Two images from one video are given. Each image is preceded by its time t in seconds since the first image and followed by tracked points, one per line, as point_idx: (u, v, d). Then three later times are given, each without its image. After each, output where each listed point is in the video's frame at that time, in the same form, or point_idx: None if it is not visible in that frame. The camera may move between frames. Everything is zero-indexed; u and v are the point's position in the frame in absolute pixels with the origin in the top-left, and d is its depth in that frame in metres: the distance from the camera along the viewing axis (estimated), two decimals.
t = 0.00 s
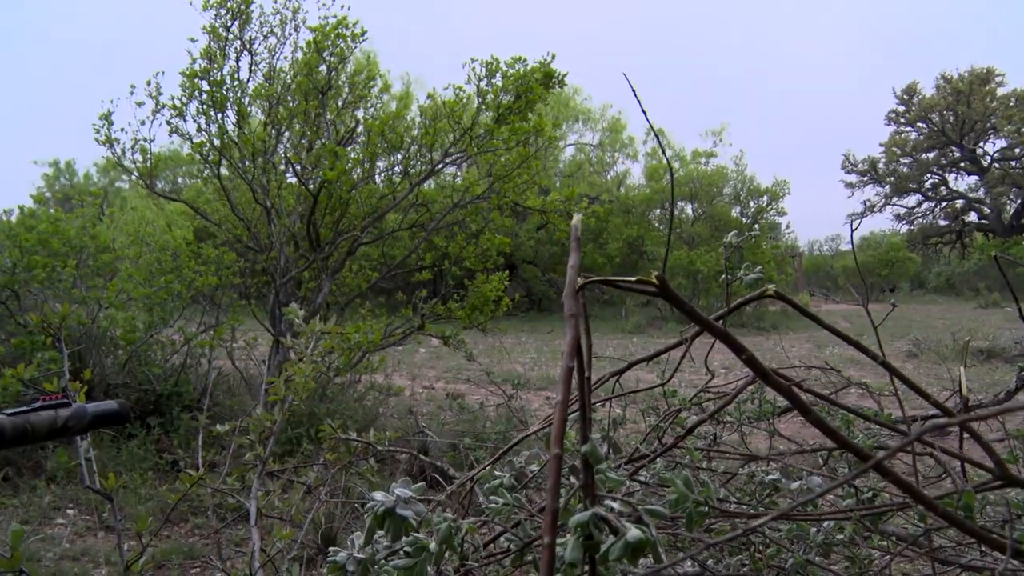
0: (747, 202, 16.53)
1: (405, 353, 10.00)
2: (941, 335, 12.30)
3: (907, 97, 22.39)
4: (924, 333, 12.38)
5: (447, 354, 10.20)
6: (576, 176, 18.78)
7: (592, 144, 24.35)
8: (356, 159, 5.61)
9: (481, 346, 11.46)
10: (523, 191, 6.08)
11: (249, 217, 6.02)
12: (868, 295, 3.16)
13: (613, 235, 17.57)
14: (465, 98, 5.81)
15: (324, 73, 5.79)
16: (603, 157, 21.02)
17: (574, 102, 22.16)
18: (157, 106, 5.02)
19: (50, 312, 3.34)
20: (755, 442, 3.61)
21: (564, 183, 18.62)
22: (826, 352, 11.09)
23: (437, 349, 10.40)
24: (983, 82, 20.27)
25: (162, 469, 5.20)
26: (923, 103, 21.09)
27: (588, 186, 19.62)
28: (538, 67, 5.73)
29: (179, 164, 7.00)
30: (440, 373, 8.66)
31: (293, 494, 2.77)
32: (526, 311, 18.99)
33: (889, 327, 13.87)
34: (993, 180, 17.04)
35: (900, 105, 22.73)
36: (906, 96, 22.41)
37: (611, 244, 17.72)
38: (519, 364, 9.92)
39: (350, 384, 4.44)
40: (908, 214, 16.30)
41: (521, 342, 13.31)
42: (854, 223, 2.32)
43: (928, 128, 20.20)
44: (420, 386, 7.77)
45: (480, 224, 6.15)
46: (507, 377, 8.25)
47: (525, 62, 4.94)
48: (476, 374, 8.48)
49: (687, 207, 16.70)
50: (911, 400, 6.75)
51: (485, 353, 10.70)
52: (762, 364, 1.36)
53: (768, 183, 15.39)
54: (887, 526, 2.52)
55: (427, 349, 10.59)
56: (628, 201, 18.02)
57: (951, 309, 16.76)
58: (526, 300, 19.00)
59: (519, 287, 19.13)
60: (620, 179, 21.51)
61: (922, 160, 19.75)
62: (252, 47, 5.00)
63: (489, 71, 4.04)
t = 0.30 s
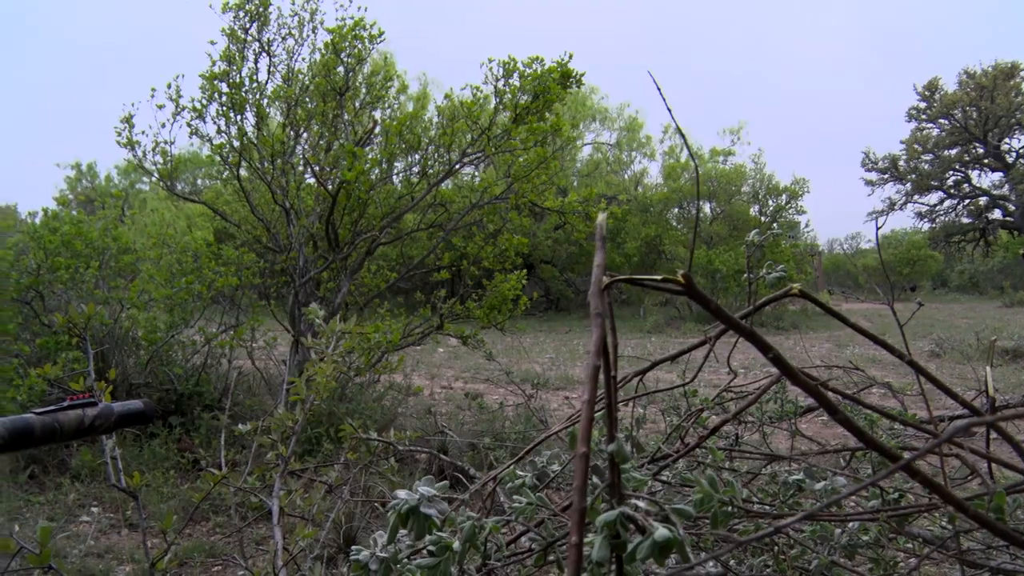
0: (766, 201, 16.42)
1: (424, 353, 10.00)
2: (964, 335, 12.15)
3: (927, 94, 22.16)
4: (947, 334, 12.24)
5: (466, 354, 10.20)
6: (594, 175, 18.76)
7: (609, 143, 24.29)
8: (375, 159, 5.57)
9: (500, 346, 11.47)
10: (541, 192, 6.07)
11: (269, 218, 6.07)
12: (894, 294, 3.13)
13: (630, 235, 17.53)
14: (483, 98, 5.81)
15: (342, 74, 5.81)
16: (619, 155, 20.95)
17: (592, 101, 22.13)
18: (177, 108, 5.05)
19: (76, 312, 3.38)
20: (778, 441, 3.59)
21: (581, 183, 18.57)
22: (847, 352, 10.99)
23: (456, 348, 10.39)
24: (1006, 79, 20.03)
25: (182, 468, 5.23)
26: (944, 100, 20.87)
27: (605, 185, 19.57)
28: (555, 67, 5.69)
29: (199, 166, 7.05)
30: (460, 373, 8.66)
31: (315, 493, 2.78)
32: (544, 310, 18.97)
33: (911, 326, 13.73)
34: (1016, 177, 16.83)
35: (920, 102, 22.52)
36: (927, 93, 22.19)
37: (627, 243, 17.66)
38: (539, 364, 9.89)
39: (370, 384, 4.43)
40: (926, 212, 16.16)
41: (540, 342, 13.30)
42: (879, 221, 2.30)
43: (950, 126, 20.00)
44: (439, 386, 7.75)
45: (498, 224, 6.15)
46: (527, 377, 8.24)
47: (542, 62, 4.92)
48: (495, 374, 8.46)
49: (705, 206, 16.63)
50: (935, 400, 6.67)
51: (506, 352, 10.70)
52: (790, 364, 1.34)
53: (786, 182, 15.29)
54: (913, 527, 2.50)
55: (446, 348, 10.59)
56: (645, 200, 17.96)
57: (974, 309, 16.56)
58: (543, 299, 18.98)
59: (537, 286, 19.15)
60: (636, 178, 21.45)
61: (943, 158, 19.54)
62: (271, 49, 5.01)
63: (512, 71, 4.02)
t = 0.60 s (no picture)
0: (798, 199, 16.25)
1: (455, 353, 10.04)
2: (1004, 335, 11.92)
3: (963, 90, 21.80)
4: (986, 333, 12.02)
5: (498, 354, 10.21)
6: (625, 174, 18.72)
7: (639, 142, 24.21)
8: (407, 160, 5.67)
9: (532, 346, 11.47)
10: (572, 191, 6.08)
11: (302, 219, 6.16)
12: (932, 293, 3.10)
13: (660, 234, 17.48)
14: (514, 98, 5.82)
15: (374, 76, 5.85)
16: (652, 156, 21.25)
17: (622, 100, 22.08)
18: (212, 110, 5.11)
19: (115, 313, 3.43)
20: (814, 441, 3.56)
21: (612, 182, 18.56)
22: (883, 351, 10.84)
23: (487, 349, 10.42)
24: None
25: (217, 467, 5.28)
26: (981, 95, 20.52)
27: (636, 184, 19.58)
28: (586, 66, 5.73)
29: (230, 168, 7.14)
30: (491, 373, 8.67)
31: (350, 493, 2.79)
32: (574, 310, 18.98)
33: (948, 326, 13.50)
34: None
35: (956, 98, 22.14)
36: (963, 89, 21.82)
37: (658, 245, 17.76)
38: (569, 364, 9.89)
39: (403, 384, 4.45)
40: (963, 209, 15.89)
41: (571, 341, 13.31)
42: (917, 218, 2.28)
43: (987, 121, 19.64)
44: (471, 386, 7.77)
45: (530, 224, 6.16)
46: (559, 376, 8.23)
47: (572, 62, 4.94)
48: (526, 374, 8.47)
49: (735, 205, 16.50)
50: (973, 401, 6.59)
51: (538, 352, 10.69)
52: (832, 363, 1.34)
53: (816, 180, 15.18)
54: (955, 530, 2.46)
55: (477, 348, 10.61)
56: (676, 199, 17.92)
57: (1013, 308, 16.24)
58: (574, 299, 19.03)
59: (567, 286, 19.16)
60: (665, 176, 21.40)
61: (981, 154, 19.19)
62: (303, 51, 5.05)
63: (543, 71, 4.04)
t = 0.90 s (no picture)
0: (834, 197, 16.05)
1: (491, 353, 10.07)
2: None
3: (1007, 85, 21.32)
4: None
5: (532, 354, 10.22)
6: (659, 174, 18.64)
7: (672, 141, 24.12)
8: (443, 160, 5.66)
9: (567, 346, 11.48)
10: (608, 191, 6.06)
11: (338, 220, 6.24)
12: (978, 291, 3.05)
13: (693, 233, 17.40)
14: (549, 98, 5.81)
15: (408, 77, 5.89)
16: (686, 154, 21.20)
17: (656, 99, 21.99)
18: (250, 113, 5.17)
19: (158, 314, 3.49)
20: (855, 441, 3.52)
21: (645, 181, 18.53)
22: (923, 351, 10.67)
23: (521, 349, 10.43)
24: None
25: (254, 466, 5.34)
26: None
27: (670, 184, 19.52)
28: (620, 66, 5.73)
29: (266, 171, 7.22)
30: (525, 373, 8.67)
31: (388, 492, 2.80)
32: (608, 310, 18.99)
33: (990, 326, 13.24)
34: None
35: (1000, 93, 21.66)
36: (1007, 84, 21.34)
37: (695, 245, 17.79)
38: (605, 364, 9.88)
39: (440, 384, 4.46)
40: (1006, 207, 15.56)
41: (605, 341, 13.33)
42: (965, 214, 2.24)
43: None
44: (506, 387, 7.78)
45: (564, 224, 6.15)
46: (595, 377, 8.21)
47: (607, 61, 4.92)
48: (561, 374, 8.47)
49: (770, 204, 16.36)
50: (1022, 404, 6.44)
51: (574, 352, 10.68)
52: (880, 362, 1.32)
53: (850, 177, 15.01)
54: (1005, 533, 2.41)
55: (512, 348, 10.63)
56: (711, 198, 17.82)
57: None
58: (608, 299, 19.05)
59: (602, 286, 19.18)
60: (698, 175, 21.30)
61: None
62: (339, 53, 5.09)
63: (578, 71, 4.01)
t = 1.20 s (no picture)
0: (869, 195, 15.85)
1: (524, 353, 10.08)
2: None
3: None
4: None
5: (566, 354, 10.22)
6: (691, 173, 18.55)
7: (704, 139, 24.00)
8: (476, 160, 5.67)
9: (600, 346, 11.47)
10: (641, 190, 6.05)
11: (371, 221, 6.26)
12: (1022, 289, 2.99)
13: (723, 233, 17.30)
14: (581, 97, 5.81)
15: (441, 78, 5.90)
16: (719, 153, 21.29)
17: (689, 97, 21.88)
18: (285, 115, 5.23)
19: (198, 315, 3.54)
20: (897, 442, 3.48)
21: (678, 180, 18.47)
22: (962, 352, 10.50)
23: (554, 348, 10.42)
24: None
25: (290, 466, 5.39)
26: None
27: (704, 183, 19.46)
28: (653, 64, 5.70)
29: (300, 172, 7.31)
30: (558, 373, 8.68)
31: (424, 492, 2.81)
32: (641, 310, 18.98)
33: None
34: None
35: None
36: None
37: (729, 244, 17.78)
38: (638, 364, 9.85)
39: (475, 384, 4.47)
40: None
41: (639, 341, 13.32)
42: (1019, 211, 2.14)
43: None
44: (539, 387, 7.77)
45: (597, 224, 6.12)
46: (629, 377, 8.20)
47: (640, 61, 4.89)
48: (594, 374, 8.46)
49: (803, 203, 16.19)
50: None
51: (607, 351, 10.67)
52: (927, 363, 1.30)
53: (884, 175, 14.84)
54: None
55: (545, 347, 10.64)
56: (746, 196, 17.71)
57: None
58: (641, 299, 19.04)
59: (633, 285, 19.15)
60: (730, 174, 21.17)
61: None
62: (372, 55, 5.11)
63: (610, 70, 4.00)
